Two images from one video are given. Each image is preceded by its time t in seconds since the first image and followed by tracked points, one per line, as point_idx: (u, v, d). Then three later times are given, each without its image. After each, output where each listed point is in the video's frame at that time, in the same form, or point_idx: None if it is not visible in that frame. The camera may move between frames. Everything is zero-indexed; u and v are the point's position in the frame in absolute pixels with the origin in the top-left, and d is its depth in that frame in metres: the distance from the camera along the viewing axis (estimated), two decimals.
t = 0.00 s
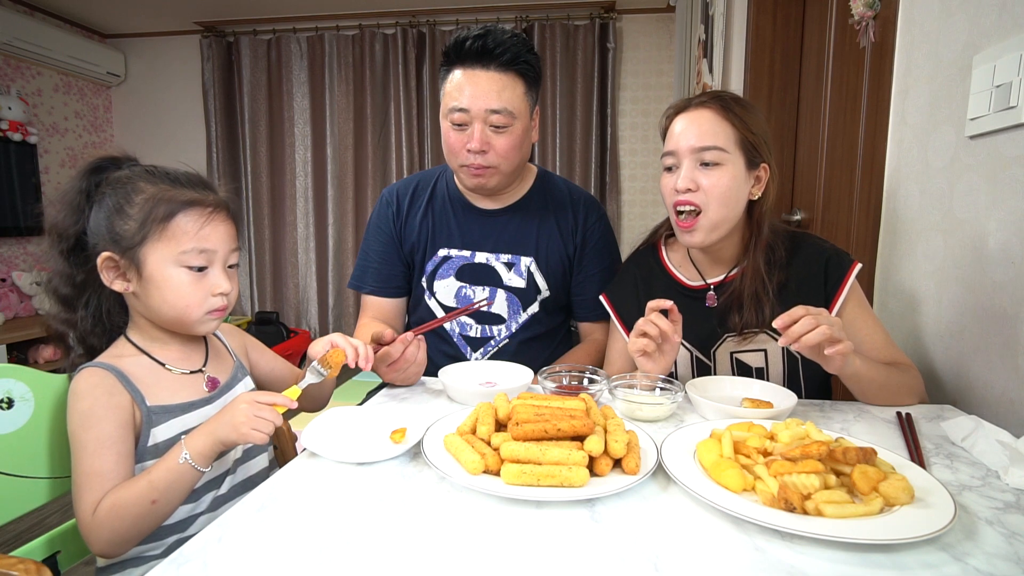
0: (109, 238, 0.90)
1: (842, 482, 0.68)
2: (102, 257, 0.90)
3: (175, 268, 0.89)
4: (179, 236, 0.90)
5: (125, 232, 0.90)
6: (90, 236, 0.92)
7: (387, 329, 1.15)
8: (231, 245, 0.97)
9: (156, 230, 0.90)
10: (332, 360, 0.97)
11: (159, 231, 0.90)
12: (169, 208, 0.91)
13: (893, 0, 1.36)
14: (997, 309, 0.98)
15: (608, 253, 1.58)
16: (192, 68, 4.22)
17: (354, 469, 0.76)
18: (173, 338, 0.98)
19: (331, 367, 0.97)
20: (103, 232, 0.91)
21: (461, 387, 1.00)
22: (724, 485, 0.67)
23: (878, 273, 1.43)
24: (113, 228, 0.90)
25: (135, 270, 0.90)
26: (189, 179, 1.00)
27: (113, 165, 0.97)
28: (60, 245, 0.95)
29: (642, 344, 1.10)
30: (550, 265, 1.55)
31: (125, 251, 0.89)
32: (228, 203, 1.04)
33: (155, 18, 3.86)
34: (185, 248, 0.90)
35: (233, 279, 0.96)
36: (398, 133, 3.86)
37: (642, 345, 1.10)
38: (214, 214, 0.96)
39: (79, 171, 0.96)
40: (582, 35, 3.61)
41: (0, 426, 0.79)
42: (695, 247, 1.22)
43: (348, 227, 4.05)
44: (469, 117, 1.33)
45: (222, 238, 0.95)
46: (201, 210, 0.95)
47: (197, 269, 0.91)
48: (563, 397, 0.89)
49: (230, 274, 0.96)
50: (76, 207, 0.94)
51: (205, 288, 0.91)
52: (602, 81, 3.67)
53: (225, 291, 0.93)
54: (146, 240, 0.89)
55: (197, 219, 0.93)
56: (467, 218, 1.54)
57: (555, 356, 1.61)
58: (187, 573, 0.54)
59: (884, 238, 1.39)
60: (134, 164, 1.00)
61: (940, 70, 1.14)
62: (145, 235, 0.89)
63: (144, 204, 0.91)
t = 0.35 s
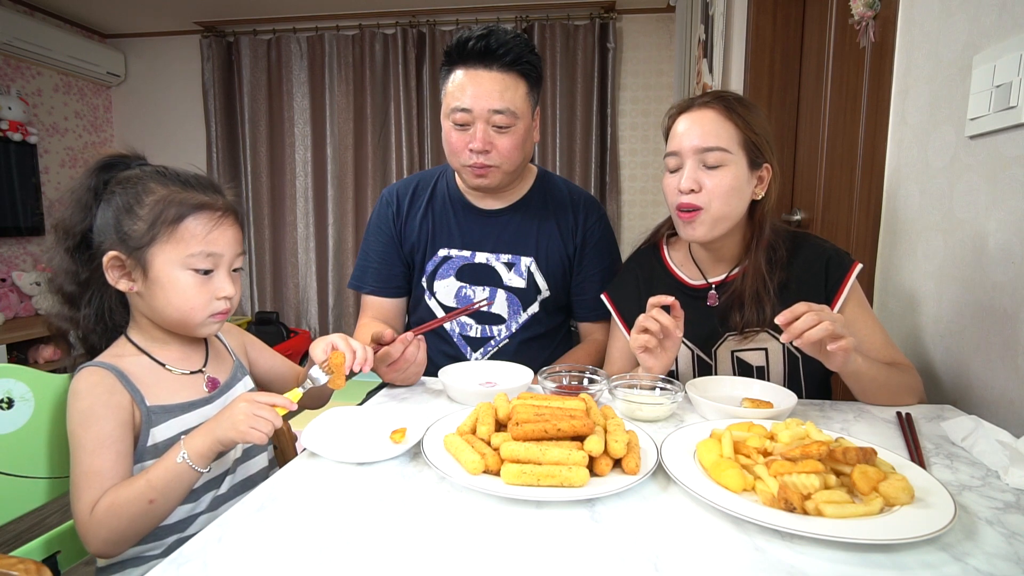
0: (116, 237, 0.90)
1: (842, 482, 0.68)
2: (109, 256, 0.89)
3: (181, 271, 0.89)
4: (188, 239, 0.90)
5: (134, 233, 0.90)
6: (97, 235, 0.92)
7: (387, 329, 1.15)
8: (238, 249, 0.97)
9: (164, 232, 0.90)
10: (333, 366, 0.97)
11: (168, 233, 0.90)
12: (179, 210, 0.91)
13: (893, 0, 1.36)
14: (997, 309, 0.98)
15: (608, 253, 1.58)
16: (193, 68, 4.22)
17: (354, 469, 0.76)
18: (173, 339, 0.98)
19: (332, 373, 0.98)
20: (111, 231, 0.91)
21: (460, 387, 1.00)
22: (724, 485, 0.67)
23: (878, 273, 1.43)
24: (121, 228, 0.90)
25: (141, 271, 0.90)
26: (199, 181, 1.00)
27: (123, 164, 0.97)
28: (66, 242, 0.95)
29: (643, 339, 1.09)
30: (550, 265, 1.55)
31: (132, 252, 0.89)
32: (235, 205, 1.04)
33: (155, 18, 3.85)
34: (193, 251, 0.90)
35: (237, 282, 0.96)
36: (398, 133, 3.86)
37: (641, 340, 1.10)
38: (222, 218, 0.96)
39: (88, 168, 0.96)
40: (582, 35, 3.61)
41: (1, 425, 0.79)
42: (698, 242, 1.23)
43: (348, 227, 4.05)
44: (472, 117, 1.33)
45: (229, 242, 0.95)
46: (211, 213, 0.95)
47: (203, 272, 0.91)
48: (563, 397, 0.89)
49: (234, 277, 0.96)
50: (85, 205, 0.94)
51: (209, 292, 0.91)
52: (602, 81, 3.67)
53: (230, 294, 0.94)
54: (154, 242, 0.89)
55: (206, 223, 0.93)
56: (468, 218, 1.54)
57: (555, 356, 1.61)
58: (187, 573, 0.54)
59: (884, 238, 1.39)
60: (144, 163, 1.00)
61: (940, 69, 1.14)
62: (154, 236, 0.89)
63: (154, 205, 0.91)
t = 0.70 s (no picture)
0: (119, 237, 0.90)
1: (842, 482, 0.68)
2: (111, 256, 0.89)
3: (183, 273, 0.89)
4: (191, 241, 0.90)
5: (137, 233, 0.90)
6: (100, 235, 0.92)
7: (387, 329, 1.15)
8: (240, 251, 0.97)
9: (167, 233, 0.90)
10: (334, 369, 0.97)
11: (171, 235, 0.90)
12: (183, 212, 0.91)
13: (894, 0, 1.36)
14: (997, 309, 0.98)
15: (608, 253, 1.58)
16: (192, 68, 4.22)
17: (354, 469, 0.76)
18: (175, 339, 0.98)
19: (333, 376, 0.98)
20: (115, 231, 0.91)
21: (461, 387, 1.00)
22: (724, 485, 0.67)
23: (878, 273, 1.43)
24: (125, 228, 0.90)
25: (143, 271, 0.90)
26: (203, 182, 1.00)
27: (129, 164, 0.97)
28: (70, 241, 0.95)
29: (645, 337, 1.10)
30: (550, 265, 1.55)
31: (135, 252, 0.89)
32: (238, 206, 1.04)
33: (154, 18, 3.85)
34: (196, 253, 0.90)
35: (238, 285, 0.96)
36: (398, 133, 3.86)
37: (644, 338, 1.10)
38: (225, 220, 0.96)
39: (94, 168, 0.96)
40: (582, 35, 3.61)
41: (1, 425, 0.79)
42: (703, 241, 1.23)
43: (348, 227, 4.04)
44: (474, 118, 1.33)
45: (232, 244, 0.95)
46: (214, 216, 0.95)
47: (205, 274, 0.91)
48: (564, 397, 0.89)
49: (236, 279, 0.96)
50: (90, 204, 0.94)
51: (210, 294, 0.91)
52: (602, 81, 3.67)
53: (230, 296, 0.94)
54: (157, 243, 0.89)
55: (209, 225, 0.93)
56: (469, 218, 1.54)
57: (555, 356, 1.61)
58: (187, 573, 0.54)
59: (884, 238, 1.39)
60: (149, 163, 1.00)
61: (940, 69, 1.14)
62: (157, 237, 0.89)
63: (158, 206, 0.91)
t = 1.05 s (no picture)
0: (120, 237, 0.90)
1: (842, 482, 0.68)
2: (110, 256, 0.90)
3: (183, 273, 0.89)
4: (191, 242, 0.90)
5: (137, 234, 0.90)
6: (101, 234, 0.92)
7: (387, 329, 1.15)
8: (240, 253, 0.97)
9: (168, 234, 0.90)
10: (335, 369, 0.97)
11: (171, 235, 0.90)
12: (183, 213, 0.91)
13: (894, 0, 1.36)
14: (997, 309, 0.98)
15: (608, 253, 1.58)
16: (192, 68, 4.22)
17: (354, 469, 0.76)
18: (175, 338, 0.98)
19: (333, 377, 0.97)
20: (114, 231, 0.91)
21: (461, 386, 1.00)
22: (723, 485, 0.67)
23: (878, 273, 1.43)
24: (125, 228, 0.90)
25: (143, 271, 0.90)
26: (204, 183, 1.00)
27: (130, 164, 0.97)
28: (71, 240, 0.95)
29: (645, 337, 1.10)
30: (550, 265, 1.55)
31: (135, 252, 0.89)
32: (239, 207, 1.04)
33: (154, 18, 3.85)
34: (195, 254, 0.90)
35: (238, 286, 0.96)
36: (398, 132, 3.86)
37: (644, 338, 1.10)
38: (226, 221, 0.96)
39: (95, 168, 0.96)
40: (582, 35, 3.61)
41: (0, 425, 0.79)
42: (701, 236, 1.22)
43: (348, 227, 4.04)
44: (474, 118, 1.33)
45: (232, 246, 0.95)
46: (215, 216, 0.95)
47: (205, 275, 0.91)
48: (564, 397, 0.89)
49: (235, 281, 0.96)
50: (90, 204, 0.94)
51: (210, 295, 0.91)
52: (602, 81, 3.67)
53: (230, 297, 0.93)
54: (157, 243, 0.89)
55: (210, 226, 0.93)
56: (469, 218, 1.54)
57: (555, 356, 1.61)
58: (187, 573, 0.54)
59: (884, 238, 1.39)
60: (150, 163, 1.00)
61: (940, 69, 1.14)
62: (157, 238, 0.89)
63: (158, 207, 0.91)
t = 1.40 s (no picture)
0: (120, 239, 0.90)
1: (842, 482, 0.68)
2: (111, 257, 0.90)
3: (183, 275, 0.89)
4: (192, 243, 0.90)
5: (137, 235, 0.90)
6: (101, 235, 0.92)
7: (387, 329, 1.16)
8: (241, 254, 0.97)
9: (169, 236, 0.90)
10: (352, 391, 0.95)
11: (172, 237, 0.90)
12: (184, 214, 0.91)
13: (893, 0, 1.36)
14: (997, 309, 0.98)
15: (608, 253, 1.58)
16: (192, 68, 4.22)
17: (354, 469, 0.76)
18: (174, 339, 0.98)
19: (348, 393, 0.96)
20: (115, 232, 0.91)
21: (461, 387, 1.00)
22: (724, 485, 0.67)
23: (878, 273, 1.43)
24: (126, 229, 0.90)
25: (143, 273, 0.90)
26: (206, 184, 1.00)
27: (132, 164, 0.97)
28: (71, 240, 0.95)
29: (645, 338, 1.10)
30: (550, 265, 1.55)
31: (135, 254, 0.89)
32: (240, 208, 1.04)
33: (154, 18, 3.85)
34: (196, 256, 0.90)
35: (238, 288, 0.96)
36: (398, 132, 3.86)
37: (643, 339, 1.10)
38: (227, 222, 0.96)
39: (97, 168, 0.96)
40: (581, 35, 3.62)
41: None
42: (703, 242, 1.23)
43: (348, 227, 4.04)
44: (474, 118, 1.33)
45: (233, 248, 0.95)
46: (216, 218, 0.94)
47: (205, 278, 0.90)
48: (564, 397, 0.89)
49: (236, 283, 0.96)
50: (91, 204, 0.94)
51: (210, 297, 0.91)
52: (602, 81, 3.67)
53: (230, 299, 0.93)
54: (158, 245, 0.89)
55: (211, 228, 0.93)
56: (469, 218, 1.54)
57: (555, 356, 1.61)
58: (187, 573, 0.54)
59: (884, 238, 1.39)
60: (152, 163, 1.00)
61: (940, 69, 1.14)
62: (157, 239, 0.89)
63: (159, 208, 0.91)
